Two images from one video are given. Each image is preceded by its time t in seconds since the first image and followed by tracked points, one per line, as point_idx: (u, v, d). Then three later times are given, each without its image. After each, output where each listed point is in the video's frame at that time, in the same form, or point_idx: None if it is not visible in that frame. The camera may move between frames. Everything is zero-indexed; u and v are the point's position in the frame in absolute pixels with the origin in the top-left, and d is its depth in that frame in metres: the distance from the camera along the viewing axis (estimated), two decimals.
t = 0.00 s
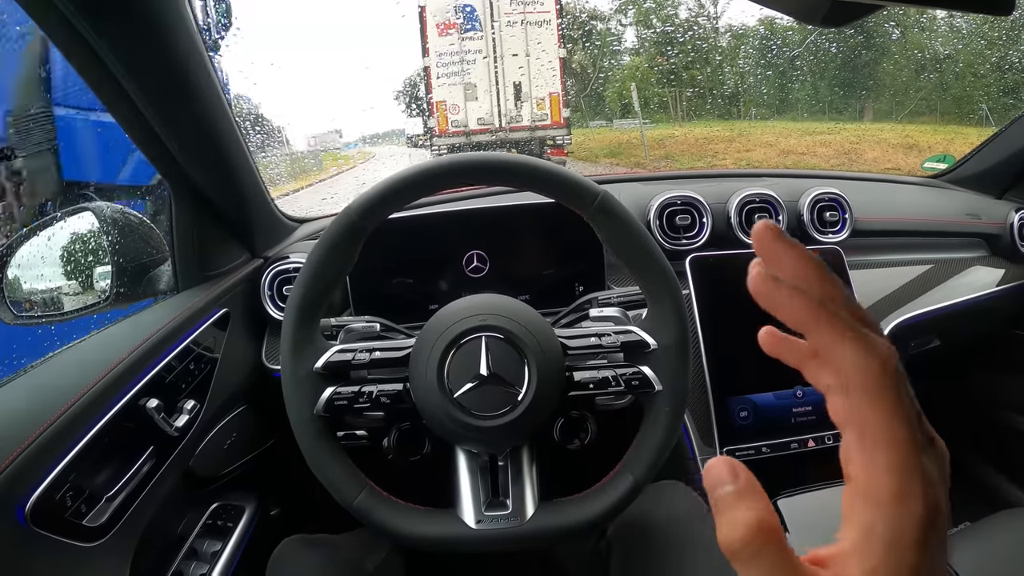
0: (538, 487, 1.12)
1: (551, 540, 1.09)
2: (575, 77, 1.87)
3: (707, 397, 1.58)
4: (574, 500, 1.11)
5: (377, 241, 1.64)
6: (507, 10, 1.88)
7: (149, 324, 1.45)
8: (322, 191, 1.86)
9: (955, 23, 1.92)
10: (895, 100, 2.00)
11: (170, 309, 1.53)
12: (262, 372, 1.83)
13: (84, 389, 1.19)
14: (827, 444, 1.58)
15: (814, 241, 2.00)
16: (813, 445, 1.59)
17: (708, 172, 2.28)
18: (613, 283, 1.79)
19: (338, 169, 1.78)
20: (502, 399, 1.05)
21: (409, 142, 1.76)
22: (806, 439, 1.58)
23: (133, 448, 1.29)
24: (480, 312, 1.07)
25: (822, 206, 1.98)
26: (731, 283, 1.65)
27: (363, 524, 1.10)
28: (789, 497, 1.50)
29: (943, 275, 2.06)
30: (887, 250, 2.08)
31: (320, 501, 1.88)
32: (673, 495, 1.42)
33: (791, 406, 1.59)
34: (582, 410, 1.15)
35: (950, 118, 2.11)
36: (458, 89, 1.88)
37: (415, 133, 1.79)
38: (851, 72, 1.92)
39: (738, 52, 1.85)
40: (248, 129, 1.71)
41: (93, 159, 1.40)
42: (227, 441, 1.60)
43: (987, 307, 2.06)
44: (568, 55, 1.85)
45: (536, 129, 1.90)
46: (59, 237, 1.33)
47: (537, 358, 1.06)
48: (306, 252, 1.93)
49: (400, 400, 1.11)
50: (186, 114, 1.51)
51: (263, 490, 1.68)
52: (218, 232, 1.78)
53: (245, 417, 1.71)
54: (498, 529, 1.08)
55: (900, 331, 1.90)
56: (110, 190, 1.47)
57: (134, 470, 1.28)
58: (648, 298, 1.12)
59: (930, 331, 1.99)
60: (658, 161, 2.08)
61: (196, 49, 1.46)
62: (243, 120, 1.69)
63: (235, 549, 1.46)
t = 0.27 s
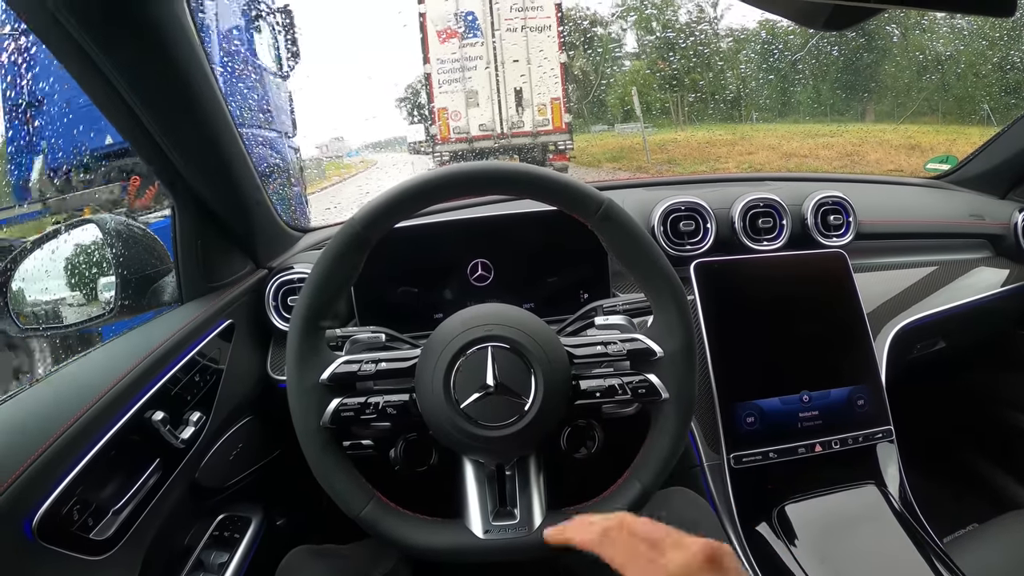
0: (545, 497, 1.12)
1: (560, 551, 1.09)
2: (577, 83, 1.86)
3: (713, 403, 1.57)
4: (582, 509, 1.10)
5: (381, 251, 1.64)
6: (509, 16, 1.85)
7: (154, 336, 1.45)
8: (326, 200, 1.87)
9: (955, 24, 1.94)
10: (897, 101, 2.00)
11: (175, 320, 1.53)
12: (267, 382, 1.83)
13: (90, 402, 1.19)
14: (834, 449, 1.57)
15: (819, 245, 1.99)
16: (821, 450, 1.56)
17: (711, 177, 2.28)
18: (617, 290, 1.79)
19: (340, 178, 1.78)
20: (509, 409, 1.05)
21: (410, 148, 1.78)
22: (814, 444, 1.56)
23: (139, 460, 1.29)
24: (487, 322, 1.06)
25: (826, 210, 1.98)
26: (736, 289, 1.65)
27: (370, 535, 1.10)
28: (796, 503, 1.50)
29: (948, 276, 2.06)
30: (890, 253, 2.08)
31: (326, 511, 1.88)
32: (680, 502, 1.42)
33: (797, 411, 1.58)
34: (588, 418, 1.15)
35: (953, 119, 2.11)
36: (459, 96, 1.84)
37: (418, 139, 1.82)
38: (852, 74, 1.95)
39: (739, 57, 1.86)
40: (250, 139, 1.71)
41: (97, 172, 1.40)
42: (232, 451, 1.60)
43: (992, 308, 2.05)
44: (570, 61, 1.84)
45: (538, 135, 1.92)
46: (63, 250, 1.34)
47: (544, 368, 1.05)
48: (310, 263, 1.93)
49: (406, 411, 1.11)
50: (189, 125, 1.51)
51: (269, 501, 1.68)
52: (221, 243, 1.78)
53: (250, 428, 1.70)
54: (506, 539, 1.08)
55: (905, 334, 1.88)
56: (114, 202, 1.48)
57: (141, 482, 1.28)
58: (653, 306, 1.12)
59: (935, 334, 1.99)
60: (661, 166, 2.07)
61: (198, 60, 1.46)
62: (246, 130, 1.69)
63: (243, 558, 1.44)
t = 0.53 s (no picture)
0: (547, 509, 1.13)
1: (562, 563, 1.10)
2: (577, 95, 1.89)
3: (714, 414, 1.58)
4: (584, 522, 1.11)
5: (383, 263, 1.65)
6: (508, 27, 1.89)
7: (158, 348, 1.46)
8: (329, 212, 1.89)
9: (953, 34, 1.95)
10: (894, 110, 2.01)
11: (179, 333, 1.54)
12: (269, 395, 1.84)
13: (95, 415, 1.20)
14: (834, 459, 1.57)
15: (818, 255, 2.00)
16: (821, 461, 1.57)
17: (710, 188, 2.29)
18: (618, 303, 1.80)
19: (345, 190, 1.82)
20: (511, 422, 1.05)
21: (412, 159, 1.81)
22: (814, 454, 1.57)
23: (143, 472, 1.29)
24: (489, 336, 1.07)
25: (825, 221, 1.99)
26: (736, 300, 1.66)
27: (373, 547, 1.10)
28: (798, 513, 1.50)
29: (947, 285, 2.07)
30: (889, 262, 2.09)
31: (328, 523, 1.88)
32: (682, 514, 1.42)
33: (798, 422, 1.59)
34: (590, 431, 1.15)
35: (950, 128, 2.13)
36: (460, 106, 1.86)
37: (419, 150, 1.83)
38: (851, 85, 1.97)
39: (738, 69, 1.87)
40: (253, 152, 1.72)
41: (101, 186, 1.42)
42: (235, 464, 1.61)
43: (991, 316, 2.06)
44: (569, 73, 1.86)
45: (538, 146, 1.97)
46: (67, 261, 1.36)
47: (546, 381, 1.06)
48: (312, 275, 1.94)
49: (409, 424, 1.12)
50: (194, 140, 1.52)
51: (272, 512, 1.68)
52: (223, 255, 1.79)
53: (253, 441, 1.71)
54: (509, 551, 1.08)
55: (904, 344, 1.89)
56: (118, 214, 1.49)
57: (144, 494, 1.28)
58: (653, 318, 1.13)
59: (934, 343, 2.00)
60: (660, 176, 2.08)
61: (203, 74, 1.48)
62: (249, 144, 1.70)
63: (246, 570, 1.45)
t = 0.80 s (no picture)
0: (546, 511, 1.13)
1: (560, 565, 1.10)
2: (579, 96, 1.88)
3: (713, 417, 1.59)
4: (582, 524, 1.11)
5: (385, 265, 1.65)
6: (511, 28, 1.82)
7: (160, 349, 1.47)
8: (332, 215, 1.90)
9: (955, 39, 1.93)
10: (894, 111, 2.02)
11: (181, 334, 1.55)
12: (271, 395, 1.85)
13: (97, 415, 1.20)
14: (833, 462, 1.58)
15: (819, 259, 2.00)
16: (820, 464, 1.57)
17: (712, 191, 2.30)
18: (619, 306, 1.80)
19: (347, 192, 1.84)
20: (510, 425, 1.06)
21: (415, 159, 1.82)
22: (813, 458, 1.57)
23: (145, 472, 1.30)
24: (489, 339, 1.08)
25: (826, 224, 1.99)
26: (736, 303, 1.66)
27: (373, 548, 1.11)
28: (797, 517, 1.50)
29: (947, 289, 2.07)
30: (891, 266, 2.09)
31: (328, 524, 1.89)
32: (681, 518, 1.43)
33: (797, 425, 1.59)
34: (589, 433, 1.16)
35: (951, 130, 2.13)
36: (461, 108, 1.86)
37: (421, 150, 1.84)
38: (852, 88, 1.97)
39: (740, 72, 1.87)
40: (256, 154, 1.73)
41: (105, 188, 1.42)
42: (236, 464, 1.62)
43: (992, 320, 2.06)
44: (572, 73, 1.87)
45: (540, 146, 1.98)
46: (69, 261, 1.36)
47: (545, 384, 1.07)
48: (314, 276, 1.95)
49: (409, 426, 1.13)
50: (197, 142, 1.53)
51: (272, 512, 1.69)
52: (226, 257, 1.80)
53: (254, 441, 1.72)
54: (508, 552, 1.09)
55: (904, 348, 1.90)
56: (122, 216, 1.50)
57: (146, 494, 1.29)
58: (652, 321, 1.13)
59: (935, 347, 2.00)
60: (662, 176, 2.10)
61: (206, 77, 1.49)
62: (251, 145, 1.71)
63: (246, 570, 1.45)
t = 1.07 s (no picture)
0: (561, 509, 1.12)
1: (577, 562, 1.09)
2: (581, 94, 1.89)
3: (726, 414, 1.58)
4: (598, 522, 1.10)
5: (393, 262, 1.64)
6: (512, 26, 1.84)
7: (168, 346, 1.45)
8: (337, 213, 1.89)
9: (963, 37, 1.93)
10: (896, 109, 2.02)
11: (187, 332, 1.53)
12: (278, 394, 1.83)
13: (105, 414, 1.19)
14: (844, 459, 1.57)
15: (828, 256, 2.00)
16: (832, 461, 1.56)
17: (719, 189, 2.30)
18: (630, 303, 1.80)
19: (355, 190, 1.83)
20: (527, 422, 1.05)
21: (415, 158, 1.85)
22: (825, 455, 1.56)
23: (153, 472, 1.28)
24: (504, 335, 1.07)
25: (835, 221, 1.99)
26: (746, 300, 1.66)
27: (386, 547, 1.10)
28: (807, 514, 1.50)
29: (953, 287, 2.07)
30: (897, 263, 2.09)
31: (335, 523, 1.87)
32: (694, 515, 1.42)
33: (809, 422, 1.59)
34: (604, 430, 1.15)
35: (955, 129, 2.14)
36: (462, 106, 1.86)
37: (421, 149, 1.87)
38: (860, 87, 1.96)
39: (750, 70, 1.87)
40: (263, 150, 1.71)
41: (112, 181, 1.41)
42: (244, 462, 1.60)
43: (999, 318, 2.06)
44: (572, 71, 1.88)
45: (541, 145, 1.95)
46: (73, 257, 1.34)
47: (561, 380, 1.06)
48: (321, 273, 1.93)
49: (422, 424, 1.11)
50: (205, 138, 1.51)
51: (280, 511, 1.68)
52: (235, 254, 1.78)
53: (261, 439, 1.71)
54: (523, 551, 1.08)
55: (914, 345, 1.90)
56: (129, 211, 1.48)
57: (154, 494, 1.28)
58: (668, 317, 1.12)
59: (943, 344, 2.00)
60: (663, 175, 2.11)
61: (214, 71, 1.47)
62: (259, 142, 1.70)
63: (254, 570, 1.44)
